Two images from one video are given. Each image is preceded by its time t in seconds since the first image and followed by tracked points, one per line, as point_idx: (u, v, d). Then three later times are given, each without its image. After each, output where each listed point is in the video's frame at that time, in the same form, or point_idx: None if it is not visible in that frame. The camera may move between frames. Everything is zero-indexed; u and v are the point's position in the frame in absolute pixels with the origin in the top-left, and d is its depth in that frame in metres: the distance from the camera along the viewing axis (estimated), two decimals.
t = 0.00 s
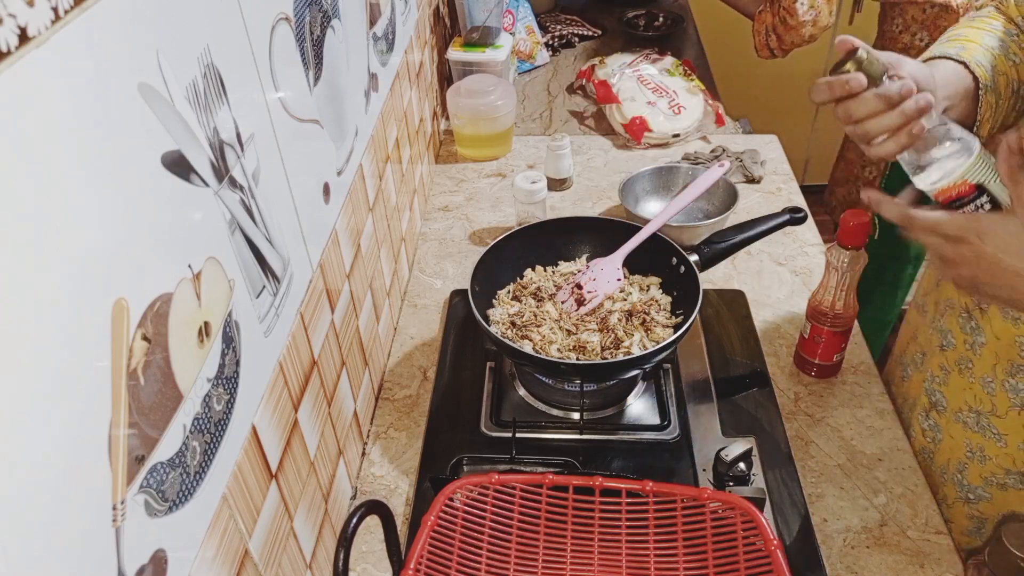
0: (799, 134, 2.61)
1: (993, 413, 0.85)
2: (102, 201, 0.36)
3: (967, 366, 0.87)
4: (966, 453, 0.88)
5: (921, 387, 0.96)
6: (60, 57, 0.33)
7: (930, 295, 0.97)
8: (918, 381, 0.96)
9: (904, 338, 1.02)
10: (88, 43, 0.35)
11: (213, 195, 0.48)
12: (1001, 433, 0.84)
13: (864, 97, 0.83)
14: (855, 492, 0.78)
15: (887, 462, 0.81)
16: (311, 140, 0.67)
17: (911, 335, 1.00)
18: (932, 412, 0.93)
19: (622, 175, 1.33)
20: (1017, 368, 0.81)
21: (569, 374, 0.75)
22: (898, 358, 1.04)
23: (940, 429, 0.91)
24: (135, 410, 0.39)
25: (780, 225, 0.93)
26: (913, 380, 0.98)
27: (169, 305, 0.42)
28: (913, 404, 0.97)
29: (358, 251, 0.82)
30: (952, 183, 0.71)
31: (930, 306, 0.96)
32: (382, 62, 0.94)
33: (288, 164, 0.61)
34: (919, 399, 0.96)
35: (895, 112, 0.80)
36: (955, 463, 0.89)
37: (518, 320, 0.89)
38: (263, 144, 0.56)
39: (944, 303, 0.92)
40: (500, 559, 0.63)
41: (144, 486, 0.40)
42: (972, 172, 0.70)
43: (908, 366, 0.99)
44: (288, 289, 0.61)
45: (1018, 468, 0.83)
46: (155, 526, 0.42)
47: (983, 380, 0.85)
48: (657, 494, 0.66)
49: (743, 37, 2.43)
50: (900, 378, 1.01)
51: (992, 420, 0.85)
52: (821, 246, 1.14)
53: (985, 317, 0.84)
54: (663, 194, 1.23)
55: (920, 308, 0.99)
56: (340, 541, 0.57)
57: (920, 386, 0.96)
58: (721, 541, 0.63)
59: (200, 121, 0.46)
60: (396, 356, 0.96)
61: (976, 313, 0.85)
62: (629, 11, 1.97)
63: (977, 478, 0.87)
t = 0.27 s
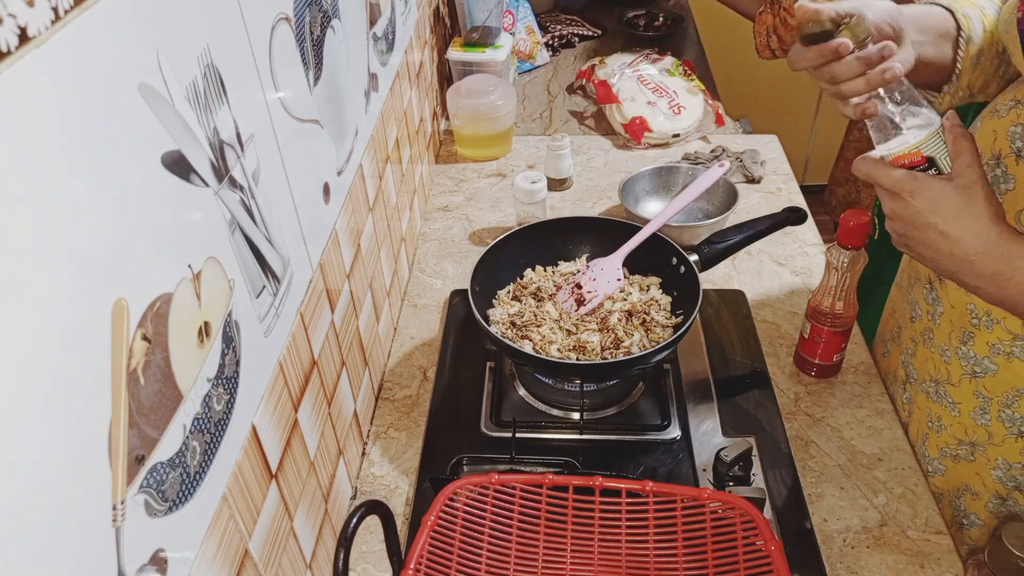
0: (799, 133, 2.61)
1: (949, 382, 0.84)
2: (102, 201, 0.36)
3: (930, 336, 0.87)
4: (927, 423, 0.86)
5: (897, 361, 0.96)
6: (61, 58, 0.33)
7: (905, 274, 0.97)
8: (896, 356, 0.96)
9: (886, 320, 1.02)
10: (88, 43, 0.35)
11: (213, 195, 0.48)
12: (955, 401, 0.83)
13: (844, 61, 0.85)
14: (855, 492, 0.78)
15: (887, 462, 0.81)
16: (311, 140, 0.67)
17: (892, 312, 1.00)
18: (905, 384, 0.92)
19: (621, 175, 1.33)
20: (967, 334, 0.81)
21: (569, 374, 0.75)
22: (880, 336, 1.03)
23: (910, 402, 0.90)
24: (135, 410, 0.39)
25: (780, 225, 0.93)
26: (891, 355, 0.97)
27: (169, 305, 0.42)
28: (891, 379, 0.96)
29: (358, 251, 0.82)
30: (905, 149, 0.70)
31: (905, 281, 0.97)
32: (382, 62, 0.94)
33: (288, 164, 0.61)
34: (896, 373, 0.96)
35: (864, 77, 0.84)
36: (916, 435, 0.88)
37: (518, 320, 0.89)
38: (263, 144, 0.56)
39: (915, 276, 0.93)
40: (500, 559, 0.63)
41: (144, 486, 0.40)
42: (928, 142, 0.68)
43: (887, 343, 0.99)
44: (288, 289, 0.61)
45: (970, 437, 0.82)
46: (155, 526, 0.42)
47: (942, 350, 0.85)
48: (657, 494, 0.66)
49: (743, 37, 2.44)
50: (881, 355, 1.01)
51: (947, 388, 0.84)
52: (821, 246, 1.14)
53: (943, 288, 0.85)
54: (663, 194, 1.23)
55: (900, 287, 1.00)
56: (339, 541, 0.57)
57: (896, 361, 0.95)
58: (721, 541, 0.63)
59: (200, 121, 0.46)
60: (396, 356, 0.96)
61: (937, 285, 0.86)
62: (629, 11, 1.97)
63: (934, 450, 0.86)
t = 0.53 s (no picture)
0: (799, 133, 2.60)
1: (949, 378, 0.83)
2: (103, 201, 0.36)
3: (928, 333, 0.86)
4: (927, 418, 0.86)
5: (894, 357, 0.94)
6: (61, 57, 0.33)
7: (898, 269, 0.96)
8: (892, 351, 0.94)
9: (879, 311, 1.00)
10: (88, 44, 0.35)
11: (213, 195, 0.48)
12: (955, 397, 0.82)
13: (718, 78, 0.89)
14: (855, 492, 0.78)
15: (887, 462, 0.81)
16: (311, 140, 0.67)
17: (886, 308, 0.98)
18: (903, 380, 0.90)
19: (621, 175, 1.33)
20: (966, 330, 0.80)
21: (569, 374, 0.75)
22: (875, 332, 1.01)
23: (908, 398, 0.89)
24: (135, 410, 0.39)
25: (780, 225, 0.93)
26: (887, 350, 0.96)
27: (169, 305, 0.42)
28: (887, 374, 0.95)
29: (358, 251, 0.82)
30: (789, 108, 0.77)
31: (900, 276, 0.95)
32: (382, 62, 0.94)
33: (288, 164, 0.61)
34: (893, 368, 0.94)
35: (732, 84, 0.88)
36: (917, 429, 0.87)
37: (518, 320, 0.89)
38: (263, 143, 0.56)
39: (910, 272, 0.91)
40: (500, 559, 0.63)
41: (144, 486, 0.40)
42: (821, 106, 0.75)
43: (883, 339, 0.97)
44: (288, 289, 0.61)
45: (972, 431, 0.82)
46: (155, 526, 0.42)
47: (940, 346, 0.84)
48: (657, 494, 0.66)
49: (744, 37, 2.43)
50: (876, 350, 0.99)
51: (947, 384, 0.83)
52: (821, 246, 1.14)
53: (941, 284, 0.83)
54: (663, 194, 1.23)
55: (894, 283, 0.98)
56: (340, 541, 0.57)
57: (893, 356, 0.94)
58: (721, 541, 0.63)
59: (200, 121, 0.46)
60: (396, 356, 0.96)
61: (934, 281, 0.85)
62: (630, 11, 1.96)
63: (935, 443, 0.85)
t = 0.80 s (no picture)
0: (800, 133, 2.61)
1: (966, 392, 0.84)
2: (102, 201, 0.36)
3: (940, 348, 0.86)
4: (943, 432, 0.86)
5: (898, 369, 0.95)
6: (61, 57, 0.33)
7: (900, 281, 0.97)
8: (896, 361, 0.94)
9: (879, 321, 1.01)
10: (88, 44, 0.35)
11: (213, 195, 0.48)
12: (975, 411, 0.83)
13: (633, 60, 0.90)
14: (855, 492, 0.78)
15: (887, 462, 0.81)
16: (311, 140, 0.67)
17: (886, 318, 0.99)
18: (910, 393, 0.91)
19: (621, 175, 1.33)
20: (987, 346, 0.80)
21: (569, 374, 0.75)
22: (875, 341, 1.02)
23: (918, 410, 0.90)
24: (135, 410, 0.39)
25: (780, 224, 0.93)
26: (890, 361, 0.96)
27: (169, 305, 0.42)
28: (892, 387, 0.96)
29: (358, 252, 0.82)
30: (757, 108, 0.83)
31: (902, 290, 0.96)
32: (382, 62, 0.94)
33: (288, 164, 0.61)
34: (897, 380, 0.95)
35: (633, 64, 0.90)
36: (930, 441, 0.88)
37: (518, 320, 0.89)
38: (263, 144, 0.56)
39: (916, 285, 0.92)
40: (500, 559, 0.63)
41: (144, 486, 0.40)
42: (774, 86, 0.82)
43: (885, 350, 0.98)
44: (288, 289, 0.61)
45: (993, 444, 0.83)
46: (155, 526, 0.42)
47: (955, 361, 0.84)
48: (657, 494, 0.66)
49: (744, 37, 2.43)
50: (879, 360, 0.99)
51: (965, 399, 0.84)
52: (821, 246, 1.14)
53: (954, 301, 0.84)
54: (663, 194, 1.23)
55: (892, 294, 0.99)
56: (339, 541, 0.57)
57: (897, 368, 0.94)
58: (721, 541, 0.63)
59: (200, 121, 0.46)
60: (396, 357, 0.96)
61: (945, 297, 0.86)
62: (630, 11, 1.96)
63: (953, 456, 0.86)
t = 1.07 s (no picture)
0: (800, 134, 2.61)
1: (976, 404, 0.84)
2: (102, 201, 0.36)
3: (949, 359, 0.87)
4: (952, 443, 0.87)
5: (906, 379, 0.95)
6: (61, 57, 0.33)
7: (907, 291, 0.97)
8: (902, 373, 0.95)
9: (886, 333, 1.02)
10: (88, 44, 0.35)
11: (213, 195, 0.48)
12: (985, 423, 0.83)
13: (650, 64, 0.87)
14: (855, 492, 0.78)
15: (887, 462, 0.81)
16: (311, 140, 0.67)
17: (894, 328, 1.00)
18: (918, 405, 0.92)
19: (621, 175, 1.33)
20: (996, 358, 0.80)
21: (569, 374, 0.75)
22: (883, 352, 1.03)
23: (926, 422, 0.90)
24: (135, 410, 0.39)
25: (780, 224, 0.93)
26: (896, 372, 0.97)
27: (169, 305, 0.42)
28: (899, 397, 0.96)
29: (358, 252, 0.82)
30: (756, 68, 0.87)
31: (909, 300, 0.96)
32: (382, 62, 0.94)
33: (288, 165, 0.61)
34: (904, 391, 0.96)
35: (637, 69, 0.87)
36: (940, 453, 0.89)
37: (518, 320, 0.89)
38: (264, 144, 0.56)
39: (924, 295, 0.92)
40: (500, 559, 0.63)
41: (144, 486, 0.40)
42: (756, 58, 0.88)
43: (891, 359, 0.98)
44: (288, 289, 0.61)
45: (1003, 456, 0.83)
46: (155, 526, 0.42)
47: (964, 372, 0.85)
48: (657, 494, 0.66)
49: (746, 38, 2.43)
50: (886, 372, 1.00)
51: (975, 410, 0.84)
52: (821, 246, 1.14)
53: (963, 311, 0.84)
54: (663, 194, 1.23)
55: (901, 305, 0.99)
56: (340, 541, 0.57)
57: (904, 379, 0.95)
58: (721, 541, 0.63)
59: (200, 121, 0.46)
60: (396, 357, 0.96)
61: (954, 307, 0.86)
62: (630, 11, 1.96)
63: (962, 468, 0.86)
